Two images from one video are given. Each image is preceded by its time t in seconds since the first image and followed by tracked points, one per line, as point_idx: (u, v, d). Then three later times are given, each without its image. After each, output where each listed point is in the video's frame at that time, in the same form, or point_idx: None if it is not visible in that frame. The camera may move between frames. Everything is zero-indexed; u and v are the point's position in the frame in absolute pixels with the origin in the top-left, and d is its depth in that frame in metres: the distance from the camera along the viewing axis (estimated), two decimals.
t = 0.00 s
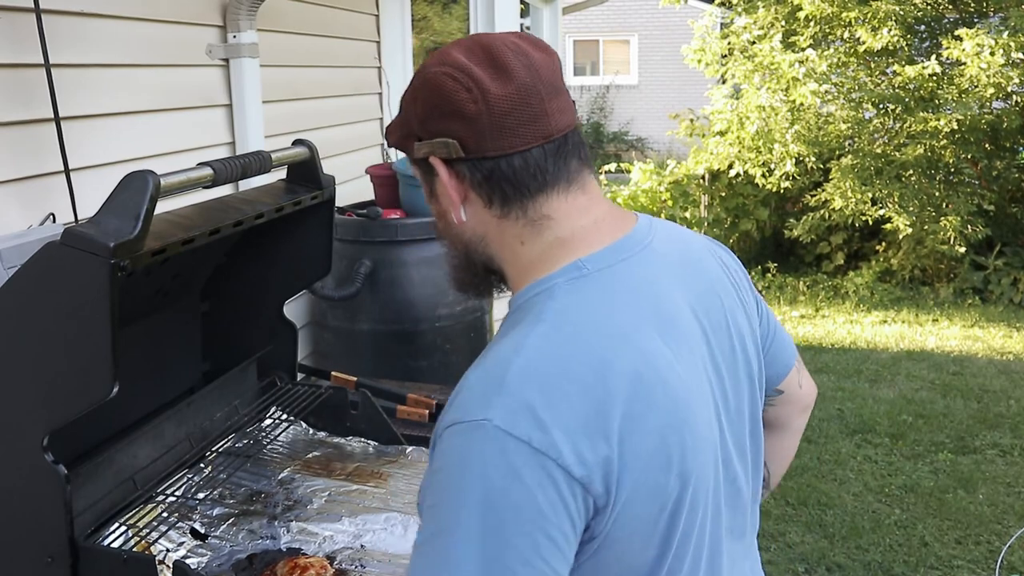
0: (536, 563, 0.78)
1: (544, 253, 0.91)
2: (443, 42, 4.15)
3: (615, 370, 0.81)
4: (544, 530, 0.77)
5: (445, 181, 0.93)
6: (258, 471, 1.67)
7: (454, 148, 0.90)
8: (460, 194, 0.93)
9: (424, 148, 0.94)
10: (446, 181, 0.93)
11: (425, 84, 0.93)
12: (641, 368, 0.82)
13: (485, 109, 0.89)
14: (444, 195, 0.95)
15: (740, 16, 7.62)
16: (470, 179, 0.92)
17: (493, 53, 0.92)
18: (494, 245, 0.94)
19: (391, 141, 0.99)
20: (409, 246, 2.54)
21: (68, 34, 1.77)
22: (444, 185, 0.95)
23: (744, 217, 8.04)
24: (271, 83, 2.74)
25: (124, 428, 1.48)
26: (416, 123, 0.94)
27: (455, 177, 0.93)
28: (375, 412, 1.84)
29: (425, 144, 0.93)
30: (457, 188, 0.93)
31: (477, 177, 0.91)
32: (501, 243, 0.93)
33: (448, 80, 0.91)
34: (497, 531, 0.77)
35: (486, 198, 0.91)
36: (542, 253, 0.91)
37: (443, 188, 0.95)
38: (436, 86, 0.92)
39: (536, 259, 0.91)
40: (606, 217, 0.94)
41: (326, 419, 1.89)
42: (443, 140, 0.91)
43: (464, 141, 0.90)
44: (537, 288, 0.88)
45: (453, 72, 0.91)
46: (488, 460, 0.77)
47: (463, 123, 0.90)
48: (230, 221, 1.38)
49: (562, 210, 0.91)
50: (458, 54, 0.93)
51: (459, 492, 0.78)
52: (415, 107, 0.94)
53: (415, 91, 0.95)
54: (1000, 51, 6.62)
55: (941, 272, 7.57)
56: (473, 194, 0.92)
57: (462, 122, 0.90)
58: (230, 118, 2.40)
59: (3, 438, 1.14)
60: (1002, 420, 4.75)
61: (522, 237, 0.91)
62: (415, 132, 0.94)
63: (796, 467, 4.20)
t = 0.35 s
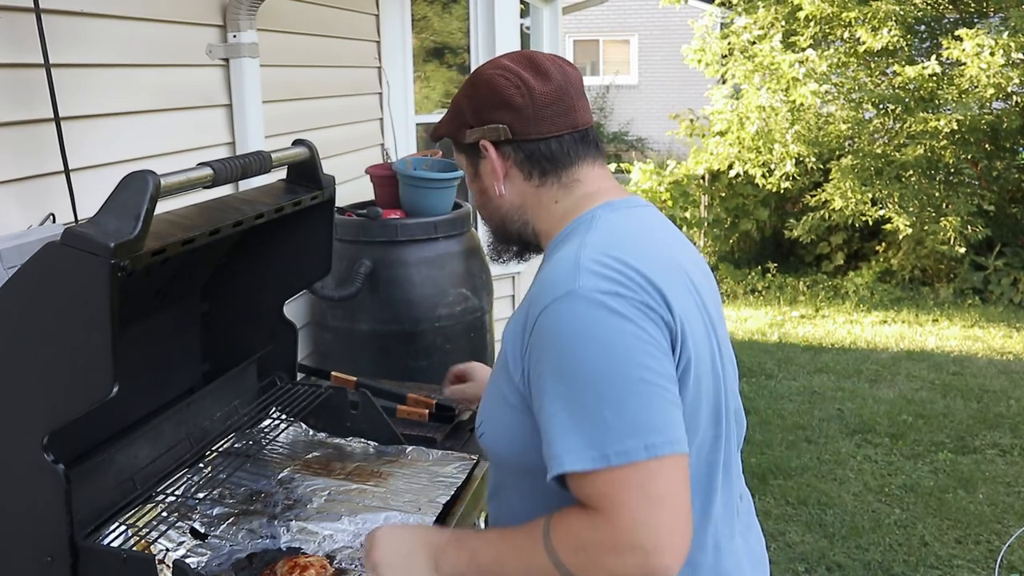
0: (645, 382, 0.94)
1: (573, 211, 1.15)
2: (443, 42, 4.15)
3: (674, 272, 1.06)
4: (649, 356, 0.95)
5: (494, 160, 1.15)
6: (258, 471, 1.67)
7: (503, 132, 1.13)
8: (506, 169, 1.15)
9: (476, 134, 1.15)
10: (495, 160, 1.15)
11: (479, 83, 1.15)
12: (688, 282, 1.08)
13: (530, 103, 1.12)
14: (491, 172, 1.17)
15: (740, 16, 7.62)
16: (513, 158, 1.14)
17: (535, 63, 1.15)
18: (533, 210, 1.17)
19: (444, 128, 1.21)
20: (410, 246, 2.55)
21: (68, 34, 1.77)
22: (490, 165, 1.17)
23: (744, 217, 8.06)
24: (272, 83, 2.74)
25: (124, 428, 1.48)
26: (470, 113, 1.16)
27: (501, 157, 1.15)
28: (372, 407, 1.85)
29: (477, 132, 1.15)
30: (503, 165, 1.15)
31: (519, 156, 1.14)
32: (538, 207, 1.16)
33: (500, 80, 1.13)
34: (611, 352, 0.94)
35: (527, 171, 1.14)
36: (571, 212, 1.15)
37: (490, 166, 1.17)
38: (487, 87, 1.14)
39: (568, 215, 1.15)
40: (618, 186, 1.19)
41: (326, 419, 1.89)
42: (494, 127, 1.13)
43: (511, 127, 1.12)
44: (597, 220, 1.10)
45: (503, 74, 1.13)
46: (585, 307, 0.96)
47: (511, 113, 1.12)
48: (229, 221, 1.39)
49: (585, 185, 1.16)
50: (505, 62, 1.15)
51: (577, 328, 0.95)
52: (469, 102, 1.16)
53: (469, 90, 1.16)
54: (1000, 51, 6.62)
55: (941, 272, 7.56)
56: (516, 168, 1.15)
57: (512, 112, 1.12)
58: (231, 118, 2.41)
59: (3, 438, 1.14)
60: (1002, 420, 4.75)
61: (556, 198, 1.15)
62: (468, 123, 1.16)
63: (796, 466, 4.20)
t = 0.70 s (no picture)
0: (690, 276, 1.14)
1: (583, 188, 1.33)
2: (443, 42, 4.15)
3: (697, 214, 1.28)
4: (691, 261, 1.16)
5: (514, 147, 1.31)
6: (258, 471, 1.67)
7: (524, 120, 1.29)
8: (523, 154, 1.31)
9: (496, 124, 1.31)
10: (514, 146, 1.31)
11: (499, 80, 1.31)
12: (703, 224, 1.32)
13: (548, 95, 1.29)
14: (507, 158, 1.33)
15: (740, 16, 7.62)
16: (530, 145, 1.31)
17: (547, 63, 1.33)
18: (545, 189, 1.34)
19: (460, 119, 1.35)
20: (410, 246, 2.55)
21: (67, 34, 1.77)
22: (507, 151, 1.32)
23: (744, 218, 8.06)
24: (272, 83, 2.74)
25: (124, 428, 1.48)
26: (490, 106, 1.31)
27: (520, 143, 1.31)
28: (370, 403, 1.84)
29: (498, 122, 1.30)
30: (521, 150, 1.31)
31: (537, 140, 1.30)
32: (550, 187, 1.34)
33: (520, 77, 1.29)
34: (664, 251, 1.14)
35: (543, 155, 1.32)
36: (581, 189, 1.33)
37: (506, 153, 1.33)
38: (507, 83, 1.29)
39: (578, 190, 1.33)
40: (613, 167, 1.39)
41: (326, 419, 1.89)
42: (516, 116, 1.29)
43: (532, 115, 1.28)
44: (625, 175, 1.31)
45: (522, 70, 1.30)
46: (640, 219, 1.18)
47: (532, 105, 1.28)
48: (229, 221, 1.39)
49: (590, 168, 1.35)
50: (521, 62, 1.32)
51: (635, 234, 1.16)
52: (490, 96, 1.31)
53: (489, 87, 1.32)
54: (1000, 51, 6.62)
55: (941, 273, 7.56)
56: (533, 152, 1.31)
57: (531, 104, 1.28)
58: (231, 118, 2.41)
59: (2, 438, 1.14)
60: (1002, 420, 4.74)
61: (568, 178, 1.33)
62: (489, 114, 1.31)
63: (796, 466, 4.20)
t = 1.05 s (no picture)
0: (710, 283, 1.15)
1: (598, 183, 1.34)
2: (443, 42, 4.15)
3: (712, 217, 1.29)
4: (711, 267, 1.17)
5: (530, 142, 1.31)
6: (258, 471, 1.66)
7: (540, 114, 1.28)
8: (539, 149, 1.31)
9: (511, 119, 1.30)
10: (530, 140, 1.30)
11: (513, 74, 1.30)
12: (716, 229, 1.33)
13: (562, 90, 1.28)
14: (522, 152, 1.32)
15: (741, 16, 7.62)
16: (545, 139, 1.31)
17: (558, 57, 1.33)
18: (559, 184, 1.35)
19: (472, 115, 1.34)
20: (410, 246, 2.54)
21: (67, 34, 1.77)
22: (521, 145, 1.32)
23: (744, 218, 8.08)
24: (272, 83, 2.74)
25: (123, 428, 1.48)
26: (505, 100, 1.30)
27: (535, 138, 1.31)
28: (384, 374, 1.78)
29: (514, 117, 1.30)
30: (537, 145, 1.31)
31: (551, 136, 1.30)
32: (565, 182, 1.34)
33: (534, 71, 1.29)
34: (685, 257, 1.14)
35: (557, 150, 1.32)
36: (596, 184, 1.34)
37: (520, 147, 1.32)
38: (522, 78, 1.29)
39: (592, 185, 1.34)
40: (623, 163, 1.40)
41: (326, 419, 1.90)
42: (531, 111, 1.28)
43: (547, 110, 1.28)
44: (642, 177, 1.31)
45: (536, 65, 1.29)
46: (661, 223, 1.18)
47: (546, 99, 1.28)
48: (229, 221, 1.38)
49: (603, 162, 1.35)
50: (534, 56, 1.31)
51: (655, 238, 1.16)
52: (504, 91, 1.30)
53: (503, 81, 1.31)
54: (1000, 51, 6.61)
55: (942, 273, 7.55)
56: (548, 146, 1.31)
57: (547, 98, 1.28)
58: (231, 118, 2.41)
59: (3, 439, 1.14)
60: (1002, 421, 4.74)
61: (580, 174, 1.34)
62: (504, 109, 1.30)
63: (796, 467, 4.20)
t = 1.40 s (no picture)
0: (692, 323, 1.07)
1: (634, 171, 1.27)
2: (443, 42, 4.15)
3: (722, 242, 1.19)
4: (699, 301, 1.08)
5: (575, 131, 1.20)
6: (258, 471, 1.66)
7: (583, 101, 1.19)
8: (582, 138, 1.21)
9: (551, 110, 1.20)
10: (576, 128, 1.20)
11: (545, 63, 1.20)
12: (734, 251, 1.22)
13: (597, 75, 1.21)
14: (566, 142, 1.22)
15: (740, 16, 7.62)
16: (588, 127, 1.21)
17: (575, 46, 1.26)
18: (600, 176, 1.25)
19: (501, 111, 1.22)
20: (410, 246, 2.55)
21: (67, 34, 1.77)
22: (563, 136, 1.21)
23: (744, 218, 8.10)
24: (272, 83, 2.74)
25: (123, 428, 1.48)
26: (541, 91, 1.19)
27: (579, 126, 1.21)
28: (420, 365, 1.68)
29: (557, 104, 1.19)
30: (582, 133, 1.21)
31: (594, 123, 1.22)
32: (605, 172, 1.25)
33: (566, 58, 1.20)
34: (669, 294, 1.06)
35: (597, 139, 1.23)
36: (634, 172, 1.27)
37: (561, 138, 1.22)
38: (558, 63, 1.19)
39: (629, 175, 1.26)
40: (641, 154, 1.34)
41: (325, 419, 1.90)
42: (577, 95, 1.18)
43: (589, 96, 1.19)
44: (658, 188, 1.21)
45: (566, 52, 1.21)
46: (653, 247, 1.10)
47: (587, 84, 1.20)
48: (230, 221, 1.39)
49: (633, 151, 1.29)
50: (555, 46, 1.23)
51: (639, 267, 1.09)
52: (539, 80, 1.20)
53: (537, 70, 1.20)
54: (1000, 51, 6.61)
55: (942, 273, 7.54)
56: (590, 135, 1.22)
57: (587, 85, 1.19)
58: (230, 117, 2.41)
59: (3, 439, 1.14)
60: (1003, 421, 4.74)
61: (615, 164, 1.26)
62: (544, 98, 1.19)
63: (796, 467, 4.20)
